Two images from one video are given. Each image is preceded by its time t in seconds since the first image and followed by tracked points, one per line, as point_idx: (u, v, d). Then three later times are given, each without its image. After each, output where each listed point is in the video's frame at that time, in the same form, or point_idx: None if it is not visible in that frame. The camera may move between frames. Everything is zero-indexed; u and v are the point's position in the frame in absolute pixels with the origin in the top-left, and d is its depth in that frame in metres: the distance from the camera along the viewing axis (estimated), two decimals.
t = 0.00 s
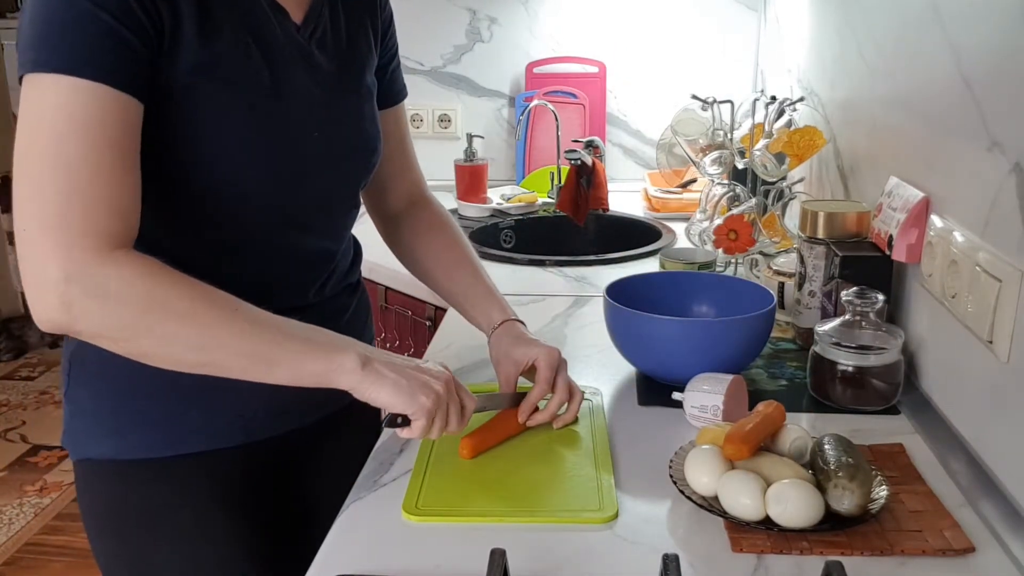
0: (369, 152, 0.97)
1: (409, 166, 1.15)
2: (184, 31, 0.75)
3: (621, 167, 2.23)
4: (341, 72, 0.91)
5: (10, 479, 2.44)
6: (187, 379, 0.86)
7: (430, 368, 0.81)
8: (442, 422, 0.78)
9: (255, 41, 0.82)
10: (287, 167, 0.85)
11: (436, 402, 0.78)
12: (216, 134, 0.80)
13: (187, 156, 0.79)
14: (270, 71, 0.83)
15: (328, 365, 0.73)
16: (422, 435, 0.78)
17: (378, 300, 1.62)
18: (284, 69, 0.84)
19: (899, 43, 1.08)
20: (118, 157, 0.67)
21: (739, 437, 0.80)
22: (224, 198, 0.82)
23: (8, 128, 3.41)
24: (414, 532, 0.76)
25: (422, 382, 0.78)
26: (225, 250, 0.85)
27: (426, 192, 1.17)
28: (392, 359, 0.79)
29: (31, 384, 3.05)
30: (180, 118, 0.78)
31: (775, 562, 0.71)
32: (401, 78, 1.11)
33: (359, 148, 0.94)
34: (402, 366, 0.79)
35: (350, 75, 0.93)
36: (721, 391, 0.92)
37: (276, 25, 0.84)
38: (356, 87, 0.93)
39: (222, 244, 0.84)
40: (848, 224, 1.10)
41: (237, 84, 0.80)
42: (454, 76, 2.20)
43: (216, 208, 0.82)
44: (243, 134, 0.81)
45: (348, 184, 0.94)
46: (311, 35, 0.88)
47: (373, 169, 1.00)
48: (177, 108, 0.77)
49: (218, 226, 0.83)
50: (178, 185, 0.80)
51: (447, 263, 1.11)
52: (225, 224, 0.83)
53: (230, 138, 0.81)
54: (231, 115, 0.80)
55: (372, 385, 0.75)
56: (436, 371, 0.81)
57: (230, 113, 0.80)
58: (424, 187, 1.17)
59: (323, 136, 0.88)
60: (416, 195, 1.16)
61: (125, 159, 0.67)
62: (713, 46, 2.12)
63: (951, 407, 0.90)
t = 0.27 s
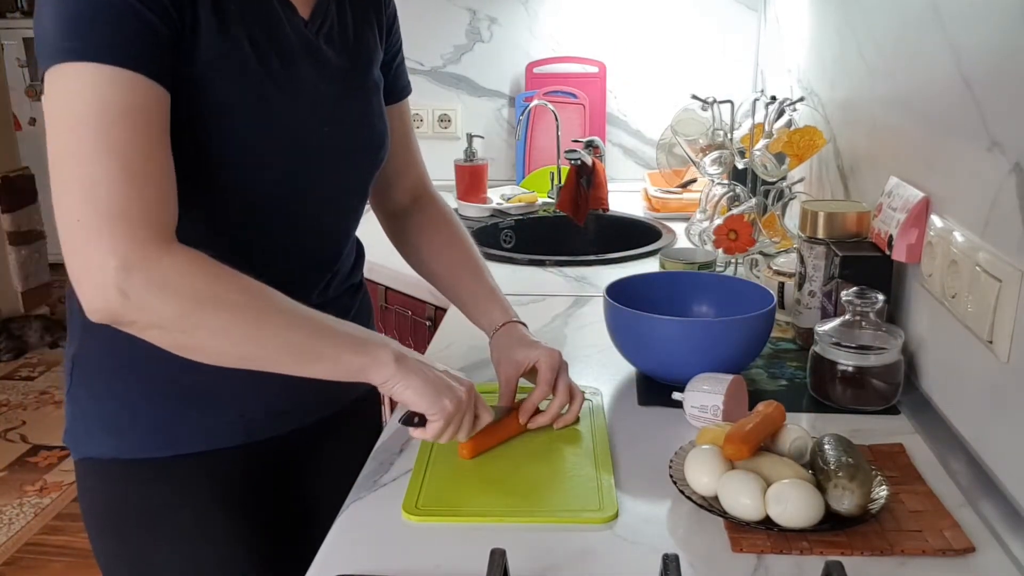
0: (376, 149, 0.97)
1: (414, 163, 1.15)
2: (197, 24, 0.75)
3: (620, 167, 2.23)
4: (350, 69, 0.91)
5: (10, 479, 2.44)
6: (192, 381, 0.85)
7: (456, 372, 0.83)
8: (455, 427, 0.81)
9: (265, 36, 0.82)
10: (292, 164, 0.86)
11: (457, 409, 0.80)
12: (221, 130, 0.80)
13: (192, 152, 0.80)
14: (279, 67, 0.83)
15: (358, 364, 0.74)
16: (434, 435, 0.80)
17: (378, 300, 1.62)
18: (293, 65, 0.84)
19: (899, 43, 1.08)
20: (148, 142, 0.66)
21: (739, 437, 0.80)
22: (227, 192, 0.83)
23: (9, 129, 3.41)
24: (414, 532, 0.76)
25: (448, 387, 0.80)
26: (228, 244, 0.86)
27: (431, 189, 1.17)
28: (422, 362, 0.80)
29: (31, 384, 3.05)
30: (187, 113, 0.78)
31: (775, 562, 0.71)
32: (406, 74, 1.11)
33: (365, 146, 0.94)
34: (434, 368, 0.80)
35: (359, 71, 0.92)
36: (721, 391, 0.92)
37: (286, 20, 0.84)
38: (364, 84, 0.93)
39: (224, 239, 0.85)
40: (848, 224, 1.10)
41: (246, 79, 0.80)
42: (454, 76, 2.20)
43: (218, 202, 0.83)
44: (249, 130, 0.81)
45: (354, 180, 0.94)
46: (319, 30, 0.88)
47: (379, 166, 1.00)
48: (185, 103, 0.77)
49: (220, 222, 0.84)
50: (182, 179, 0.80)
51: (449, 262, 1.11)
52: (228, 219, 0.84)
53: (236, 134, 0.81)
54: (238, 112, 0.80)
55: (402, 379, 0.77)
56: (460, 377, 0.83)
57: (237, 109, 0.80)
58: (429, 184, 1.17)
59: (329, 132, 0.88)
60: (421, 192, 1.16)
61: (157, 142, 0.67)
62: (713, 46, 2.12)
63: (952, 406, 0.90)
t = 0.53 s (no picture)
0: (382, 148, 0.97)
1: (415, 163, 1.16)
2: (201, 20, 0.75)
3: (620, 167, 2.23)
4: (357, 67, 0.92)
5: (10, 478, 2.44)
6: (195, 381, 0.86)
7: (372, 407, 0.74)
8: (365, 465, 0.71)
9: (271, 33, 0.82)
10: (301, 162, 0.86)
11: (367, 444, 0.70)
12: (232, 127, 0.80)
13: (203, 150, 0.79)
14: (286, 63, 0.83)
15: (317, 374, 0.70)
16: (339, 473, 0.69)
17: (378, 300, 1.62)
18: (299, 63, 0.85)
19: (899, 43, 1.08)
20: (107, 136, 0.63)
21: (739, 437, 0.80)
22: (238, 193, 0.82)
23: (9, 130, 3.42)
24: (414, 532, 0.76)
25: (358, 418, 0.70)
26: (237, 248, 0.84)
27: (430, 190, 1.18)
28: (335, 387, 0.72)
29: (30, 384, 3.05)
30: (197, 110, 0.77)
31: (775, 562, 0.71)
32: (407, 76, 1.12)
33: (371, 145, 0.94)
34: (347, 397, 0.72)
35: (366, 69, 0.93)
36: (721, 391, 0.92)
37: (292, 17, 0.85)
38: (369, 83, 0.93)
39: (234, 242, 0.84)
40: (848, 224, 1.10)
41: (253, 75, 0.80)
42: (454, 76, 2.20)
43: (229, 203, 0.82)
44: (258, 127, 0.81)
45: (359, 180, 0.95)
46: (325, 27, 0.89)
47: (383, 166, 1.00)
48: (194, 99, 0.77)
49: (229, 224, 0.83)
50: (193, 179, 0.79)
51: (448, 263, 1.11)
52: (238, 221, 0.83)
53: (246, 131, 0.81)
54: (248, 108, 0.80)
55: (306, 405, 0.67)
56: (376, 410, 0.74)
57: (247, 105, 0.80)
58: (428, 184, 1.18)
59: (335, 131, 0.89)
60: (419, 194, 1.16)
61: (110, 133, 0.63)
62: (713, 46, 2.12)
63: (952, 406, 0.90)
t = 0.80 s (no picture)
0: (381, 151, 0.96)
1: (419, 164, 1.16)
2: (192, 24, 0.76)
3: (621, 167, 2.23)
4: (357, 69, 0.92)
5: (10, 478, 2.44)
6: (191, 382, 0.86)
7: (316, 405, 0.72)
8: (307, 474, 0.70)
9: (269, 34, 0.82)
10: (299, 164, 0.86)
11: (297, 456, 0.69)
12: (229, 128, 0.80)
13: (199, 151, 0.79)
14: (283, 65, 0.83)
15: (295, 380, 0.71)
16: (281, 487, 0.70)
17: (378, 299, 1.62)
18: (298, 65, 0.85)
19: (899, 43, 1.08)
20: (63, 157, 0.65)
21: (739, 437, 0.80)
22: (235, 195, 0.82)
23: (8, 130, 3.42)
24: (414, 532, 0.76)
25: (287, 429, 0.69)
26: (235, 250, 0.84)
27: (435, 191, 1.18)
28: (272, 393, 0.70)
29: (31, 384, 3.05)
30: (193, 110, 0.77)
31: (775, 562, 0.71)
32: (412, 81, 1.12)
33: (370, 147, 0.94)
34: (276, 405, 0.69)
35: (367, 72, 0.93)
36: (721, 391, 0.92)
37: (292, 19, 0.85)
38: (369, 86, 0.93)
39: (231, 244, 0.84)
40: (848, 224, 1.10)
41: (250, 76, 0.80)
42: (454, 76, 2.20)
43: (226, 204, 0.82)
44: (256, 129, 0.81)
45: (358, 182, 0.94)
46: (327, 30, 0.89)
47: (383, 169, 1.00)
48: (189, 100, 0.77)
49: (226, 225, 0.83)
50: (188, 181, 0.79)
51: (448, 262, 1.11)
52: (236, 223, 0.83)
53: (244, 132, 0.80)
54: (245, 109, 0.80)
55: (231, 422, 0.68)
56: (318, 411, 0.71)
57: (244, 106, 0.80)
58: (433, 186, 1.18)
59: (333, 133, 0.89)
60: (424, 192, 1.16)
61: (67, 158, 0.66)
62: (713, 46, 2.12)
63: (952, 406, 0.91)
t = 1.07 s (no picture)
0: (380, 153, 0.96)
1: (427, 160, 1.16)
2: (186, 27, 0.76)
3: (621, 167, 2.23)
4: (353, 70, 0.92)
5: (10, 478, 2.44)
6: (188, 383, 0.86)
7: (360, 386, 0.76)
8: (358, 451, 0.74)
9: (265, 36, 0.82)
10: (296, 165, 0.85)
11: (347, 435, 0.73)
12: (225, 130, 0.79)
13: (196, 153, 0.79)
14: (279, 67, 0.83)
15: (286, 376, 0.72)
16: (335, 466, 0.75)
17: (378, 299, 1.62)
18: (295, 66, 0.85)
19: (899, 43, 1.08)
20: (78, 174, 0.67)
21: (740, 437, 0.80)
22: (233, 197, 0.82)
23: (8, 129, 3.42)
24: (414, 532, 0.76)
25: (332, 411, 0.73)
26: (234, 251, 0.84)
27: (444, 188, 1.18)
28: (315, 380, 0.74)
29: (31, 384, 3.05)
30: (188, 113, 0.77)
31: (775, 562, 0.71)
32: (417, 81, 1.11)
33: (368, 149, 0.94)
34: (319, 390, 0.74)
35: (364, 73, 0.93)
36: (721, 391, 0.92)
37: (286, 21, 0.85)
38: (366, 86, 0.93)
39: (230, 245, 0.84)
40: (849, 224, 1.10)
41: (245, 78, 0.80)
42: (454, 76, 2.20)
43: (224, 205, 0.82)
44: (252, 130, 0.81)
45: (357, 183, 0.94)
46: (323, 32, 0.89)
47: (382, 171, 0.99)
48: (184, 102, 0.77)
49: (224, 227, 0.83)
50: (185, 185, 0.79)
51: (450, 260, 1.12)
52: (235, 224, 0.83)
53: (239, 134, 0.80)
54: (241, 111, 0.80)
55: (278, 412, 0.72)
56: (360, 392, 0.76)
57: (239, 108, 0.80)
58: (442, 182, 1.18)
59: (331, 134, 0.89)
60: (434, 186, 1.17)
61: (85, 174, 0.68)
62: (713, 46, 2.12)
63: (952, 406, 0.91)
